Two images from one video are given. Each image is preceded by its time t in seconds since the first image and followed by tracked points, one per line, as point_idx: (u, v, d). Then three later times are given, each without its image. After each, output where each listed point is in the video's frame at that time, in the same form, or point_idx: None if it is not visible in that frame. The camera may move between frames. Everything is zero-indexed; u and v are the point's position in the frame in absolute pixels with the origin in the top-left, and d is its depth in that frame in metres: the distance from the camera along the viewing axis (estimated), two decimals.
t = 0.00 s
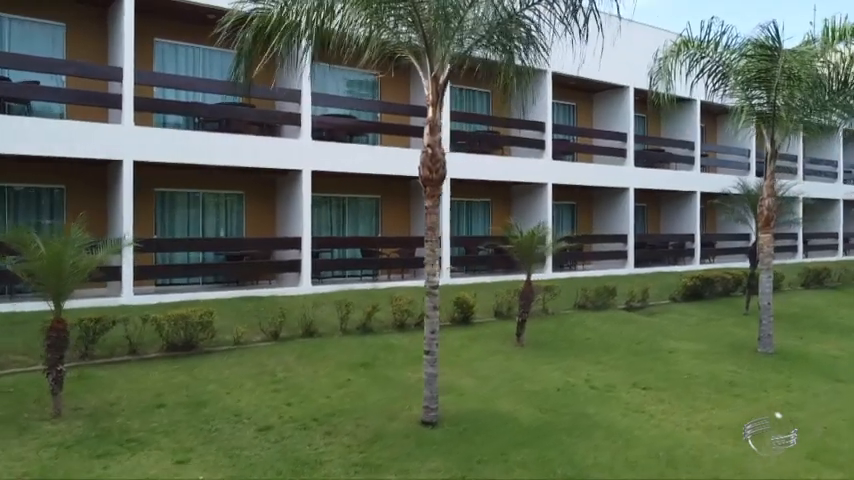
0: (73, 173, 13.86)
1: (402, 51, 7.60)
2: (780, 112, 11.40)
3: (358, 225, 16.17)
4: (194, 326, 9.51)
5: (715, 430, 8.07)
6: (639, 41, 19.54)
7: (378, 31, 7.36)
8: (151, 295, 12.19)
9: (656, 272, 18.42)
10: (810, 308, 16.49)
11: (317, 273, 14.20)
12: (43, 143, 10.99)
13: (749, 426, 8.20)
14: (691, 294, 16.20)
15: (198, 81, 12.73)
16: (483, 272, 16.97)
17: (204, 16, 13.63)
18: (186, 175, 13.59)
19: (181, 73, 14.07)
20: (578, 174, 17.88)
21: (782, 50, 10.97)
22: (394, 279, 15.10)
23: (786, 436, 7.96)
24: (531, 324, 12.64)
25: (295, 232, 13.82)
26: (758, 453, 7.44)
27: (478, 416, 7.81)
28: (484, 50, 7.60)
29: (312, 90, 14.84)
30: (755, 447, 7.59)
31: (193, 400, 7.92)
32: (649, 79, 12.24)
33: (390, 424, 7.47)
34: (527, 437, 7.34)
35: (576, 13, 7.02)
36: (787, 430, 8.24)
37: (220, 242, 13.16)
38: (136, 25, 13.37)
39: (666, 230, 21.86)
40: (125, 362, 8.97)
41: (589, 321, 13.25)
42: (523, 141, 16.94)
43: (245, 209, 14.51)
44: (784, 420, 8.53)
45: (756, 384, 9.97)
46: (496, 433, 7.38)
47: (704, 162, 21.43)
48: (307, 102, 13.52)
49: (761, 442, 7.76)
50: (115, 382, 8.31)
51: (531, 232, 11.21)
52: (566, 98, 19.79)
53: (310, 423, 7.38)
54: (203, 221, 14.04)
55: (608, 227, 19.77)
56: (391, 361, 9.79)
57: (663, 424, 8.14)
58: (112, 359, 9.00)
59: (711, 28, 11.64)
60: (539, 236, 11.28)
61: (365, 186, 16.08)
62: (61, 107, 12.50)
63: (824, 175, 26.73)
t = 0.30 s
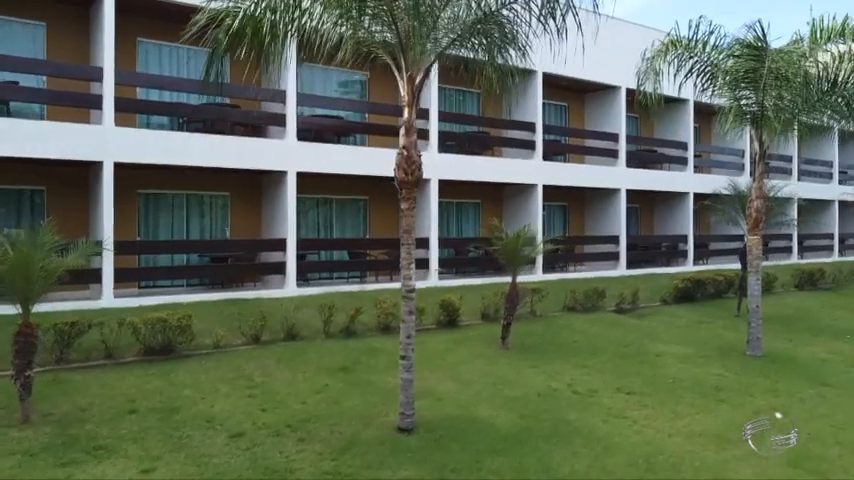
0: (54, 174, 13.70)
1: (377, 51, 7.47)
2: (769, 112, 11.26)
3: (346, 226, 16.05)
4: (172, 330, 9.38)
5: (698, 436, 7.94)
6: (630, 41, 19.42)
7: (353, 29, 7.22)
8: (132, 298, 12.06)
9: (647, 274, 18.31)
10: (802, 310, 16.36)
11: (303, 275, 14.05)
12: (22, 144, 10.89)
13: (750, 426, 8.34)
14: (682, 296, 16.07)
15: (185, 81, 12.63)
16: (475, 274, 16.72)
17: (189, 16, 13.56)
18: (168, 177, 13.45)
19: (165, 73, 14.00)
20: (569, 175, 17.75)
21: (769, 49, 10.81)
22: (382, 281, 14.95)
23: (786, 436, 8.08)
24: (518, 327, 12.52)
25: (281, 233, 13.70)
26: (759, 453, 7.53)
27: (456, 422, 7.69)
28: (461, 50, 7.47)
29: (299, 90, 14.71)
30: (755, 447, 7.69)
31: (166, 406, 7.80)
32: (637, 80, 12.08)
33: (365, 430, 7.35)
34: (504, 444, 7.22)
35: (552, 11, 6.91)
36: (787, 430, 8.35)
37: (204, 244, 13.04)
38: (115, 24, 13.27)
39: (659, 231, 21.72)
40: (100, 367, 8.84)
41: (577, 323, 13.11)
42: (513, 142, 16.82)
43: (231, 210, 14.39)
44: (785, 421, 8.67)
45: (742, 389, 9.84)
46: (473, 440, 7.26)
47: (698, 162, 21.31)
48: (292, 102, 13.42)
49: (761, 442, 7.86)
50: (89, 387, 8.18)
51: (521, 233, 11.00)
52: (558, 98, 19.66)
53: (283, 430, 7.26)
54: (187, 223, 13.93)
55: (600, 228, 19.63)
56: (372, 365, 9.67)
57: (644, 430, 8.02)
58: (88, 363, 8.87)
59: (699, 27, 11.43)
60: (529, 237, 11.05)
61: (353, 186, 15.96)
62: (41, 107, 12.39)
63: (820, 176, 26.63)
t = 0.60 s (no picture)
0: (34, 175, 13.59)
1: (352, 50, 7.32)
2: (757, 112, 11.12)
3: (334, 227, 15.92)
4: (149, 333, 9.24)
5: (680, 441, 7.79)
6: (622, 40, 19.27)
7: (326, 27, 7.08)
8: (114, 300, 11.92)
9: (639, 275, 18.17)
10: (795, 312, 16.20)
11: (289, 276, 13.90)
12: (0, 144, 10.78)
13: (749, 426, 8.35)
14: (673, 297, 15.93)
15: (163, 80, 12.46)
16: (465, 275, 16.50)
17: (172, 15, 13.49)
18: (147, 177, 13.32)
19: (149, 72, 13.91)
20: (560, 175, 17.61)
21: (757, 48, 10.68)
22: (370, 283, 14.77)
23: (786, 436, 8.10)
24: (505, 329, 12.37)
25: (266, 235, 13.56)
26: (758, 453, 7.57)
27: (433, 428, 7.55)
28: (438, 48, 7.33)
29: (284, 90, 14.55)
30: (755, 447, 7.72)
31: (138, 410, 7.66)
32: (624, 79, 11.90)
33: (340, 436, 7.21)
34: (481, 450, 7.08)
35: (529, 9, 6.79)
36: (787, 430, 8.38)
37: (188, 245, 12.89)
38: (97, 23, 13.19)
39: (652, 232, 21.58)
40: (75, 370, 8.71)
41: (565, 325, 12.97)
42: (503, 142, 16.68)
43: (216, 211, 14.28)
44: (784, 421, 8.68)
45: (729, 392, 9.68)
46: (449, 445, 7.11)
47: (691, 162, 21.15)
48: (277, 102, 13.29)
49: (761, 442, 7.89)
50: (61, 391, 8.04)
51: (507, 235, 10.82)
52: (549, 98, 19.52)
53: (256, 435, 7.12)
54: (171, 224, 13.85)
55: (592, 229, 19.48)
56: (353, 368, 9.52)
57: (626, 435, 7.87)
58: (62, 366, 8.74)
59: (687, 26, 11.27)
60: (516, 240, 10.86)
61: (341, 187, 15.83)
62: (21, 107, 12.25)
63: (815, 176, 26.49)
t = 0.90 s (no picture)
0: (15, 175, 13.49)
1: (327, 46, 7.17)
2: (746, 110, 10.98)
3: (322, 227, 15.78)
4: (125, 335, 9.08)
5: (662, 446, 7.64)
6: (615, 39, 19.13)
7: (299, 23, 6.93)
8: (94, 301, 11.78)
9: (631, 276, 18.03)
10: (787, 313, 16.05)
11: (274, 277, 13.77)
12: None
13: (749, 426, 8.39)
14: (665, 298, 15.77)
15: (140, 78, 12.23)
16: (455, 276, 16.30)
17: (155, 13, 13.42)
18: (136, 177, 13.31)
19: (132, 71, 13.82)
20: (552, 175, 17.47)
21: (744, 46, 10.59)
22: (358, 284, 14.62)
23: (786, 436, 8.13)
24: (492, 331, 12.21)
25: (251, 235, 13.43)
26: (758, 453, 7.61)
27: (409, 432, 7.40)
28: (414, 44, 7.21)
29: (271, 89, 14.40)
30: (755, 447, 7.76)
31: (109, 415, 7.51)
32: (612, 77, 11.73)
33: (313, 441, 7.06)
34: (456, 456, 6.93)
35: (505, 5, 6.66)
36: (787, 430, 8.41)
37: (171, 246, 12.74)
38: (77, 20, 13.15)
39: (646, 232, 21.43)
40: (48, 373, 8.56)
41: (554, 327, 12.82)
42: (493, 142, 16.54)
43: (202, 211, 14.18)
44: (784, 420, 8.73)
45: (715, 396, 9.53)
46: (423, 451, 6.97)
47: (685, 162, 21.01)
48: (262, 101, 13.15)
49: (761, 442, 7.93)
50: (32, 394, 7.89)
51: (492, 236, 10.65)
52: (541, 97, 19.37)
53: (227, 441, 6.98)
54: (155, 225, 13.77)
55: (585, 229, 19.33)
56: (333, 371, 9.37)
57: (607, 440, 7.72)
58: (36, 369, 8.59)
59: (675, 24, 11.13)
60: (502, 241, 10.67)
61: (328, 187, 15.67)
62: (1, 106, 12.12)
63: (811, 176, 26.35)
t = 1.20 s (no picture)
0: None
1: (300, 41, 6.99)
2: (736, 109, 10.81)
3: (309, 227, 15.61)
4: (100, 337, 8.92)
5: (645, 452, 7.47)
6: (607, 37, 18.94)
7: (272, 16, 6.74)
8: (74, 302, 11.61)
9: (623, 276, 17.87)
10: (781, 314, 15.87)
11: (259, 278, 13.60)
12: None
13: (749, 426, 8.42)
14: (657, 299, 15.60)
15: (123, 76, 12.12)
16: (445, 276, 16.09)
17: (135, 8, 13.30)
18: (131, 178, 13.32)
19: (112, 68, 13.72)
20: (543, 175, 17.31)
21: (734, 43, 10.39)
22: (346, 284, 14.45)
23: (786, 436, 8.15)
24: (479, 332, 12.04)
25: (235, 235, 13.26)
26: (758, 453, 7.63)
27: (385, 438, 7.22)
28: (388, 39, 7.05)
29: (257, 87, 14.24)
30: (755, 447, 7.78)
31: (79, 419, 7.33)
32: (601, 74, 11.51)
33: (285, 446, 6.89)
34: (432, 462, 6.76)
35: None
36: (787, 430, 8.43)
37: (154, 246, 12.58)
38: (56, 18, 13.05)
39: (640, 233, 21.25)
40: (20, 376, 8.38)
41: (542, 328, 12.64)
42: (484, 141, 16.37)
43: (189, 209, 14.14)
44: (784, 420, 8.74)
45: (703, 399, 9.36)
46: (398, 458, 6.79)
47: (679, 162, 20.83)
48: (246, 99, 12.98)
49: (761, 442, 7.96)
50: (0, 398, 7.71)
51: (478, 237, 10.51)
52: (533, 96, 19.20)
53: (197, 446, 6.81)
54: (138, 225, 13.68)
55: (577, 230, 19.16)
56: (313, 374, 9.19)
57: (589, 445, 7.54)
58: (8, 372, 8.42)
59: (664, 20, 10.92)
60: (487, 242, 10.54)
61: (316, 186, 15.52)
62: None
63: (807, 176, 26.20)
